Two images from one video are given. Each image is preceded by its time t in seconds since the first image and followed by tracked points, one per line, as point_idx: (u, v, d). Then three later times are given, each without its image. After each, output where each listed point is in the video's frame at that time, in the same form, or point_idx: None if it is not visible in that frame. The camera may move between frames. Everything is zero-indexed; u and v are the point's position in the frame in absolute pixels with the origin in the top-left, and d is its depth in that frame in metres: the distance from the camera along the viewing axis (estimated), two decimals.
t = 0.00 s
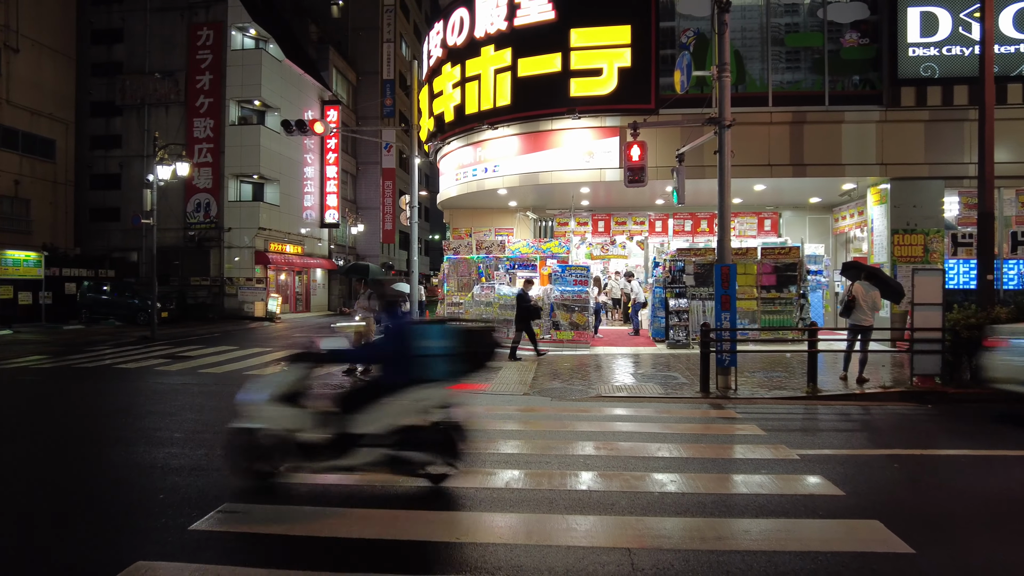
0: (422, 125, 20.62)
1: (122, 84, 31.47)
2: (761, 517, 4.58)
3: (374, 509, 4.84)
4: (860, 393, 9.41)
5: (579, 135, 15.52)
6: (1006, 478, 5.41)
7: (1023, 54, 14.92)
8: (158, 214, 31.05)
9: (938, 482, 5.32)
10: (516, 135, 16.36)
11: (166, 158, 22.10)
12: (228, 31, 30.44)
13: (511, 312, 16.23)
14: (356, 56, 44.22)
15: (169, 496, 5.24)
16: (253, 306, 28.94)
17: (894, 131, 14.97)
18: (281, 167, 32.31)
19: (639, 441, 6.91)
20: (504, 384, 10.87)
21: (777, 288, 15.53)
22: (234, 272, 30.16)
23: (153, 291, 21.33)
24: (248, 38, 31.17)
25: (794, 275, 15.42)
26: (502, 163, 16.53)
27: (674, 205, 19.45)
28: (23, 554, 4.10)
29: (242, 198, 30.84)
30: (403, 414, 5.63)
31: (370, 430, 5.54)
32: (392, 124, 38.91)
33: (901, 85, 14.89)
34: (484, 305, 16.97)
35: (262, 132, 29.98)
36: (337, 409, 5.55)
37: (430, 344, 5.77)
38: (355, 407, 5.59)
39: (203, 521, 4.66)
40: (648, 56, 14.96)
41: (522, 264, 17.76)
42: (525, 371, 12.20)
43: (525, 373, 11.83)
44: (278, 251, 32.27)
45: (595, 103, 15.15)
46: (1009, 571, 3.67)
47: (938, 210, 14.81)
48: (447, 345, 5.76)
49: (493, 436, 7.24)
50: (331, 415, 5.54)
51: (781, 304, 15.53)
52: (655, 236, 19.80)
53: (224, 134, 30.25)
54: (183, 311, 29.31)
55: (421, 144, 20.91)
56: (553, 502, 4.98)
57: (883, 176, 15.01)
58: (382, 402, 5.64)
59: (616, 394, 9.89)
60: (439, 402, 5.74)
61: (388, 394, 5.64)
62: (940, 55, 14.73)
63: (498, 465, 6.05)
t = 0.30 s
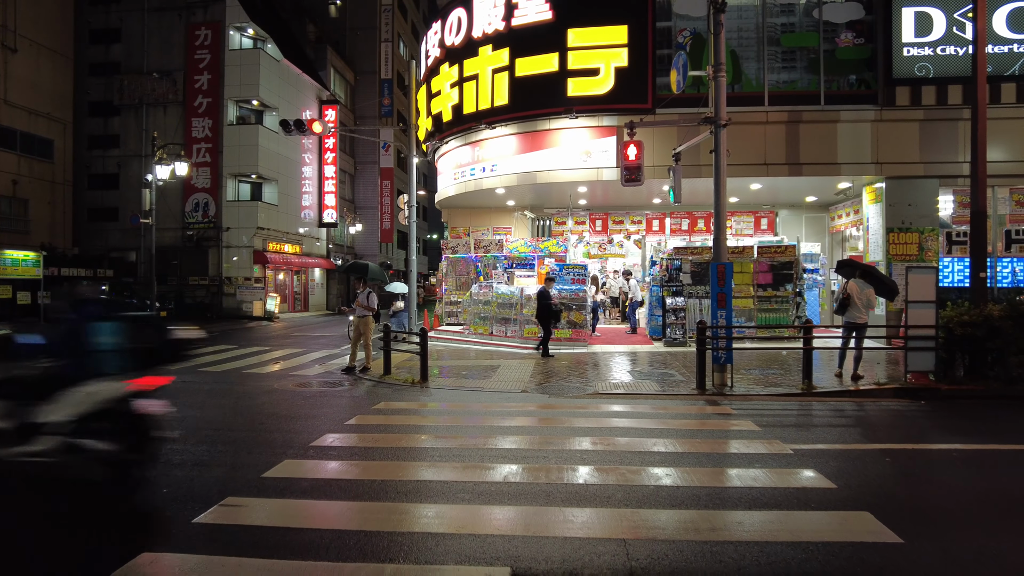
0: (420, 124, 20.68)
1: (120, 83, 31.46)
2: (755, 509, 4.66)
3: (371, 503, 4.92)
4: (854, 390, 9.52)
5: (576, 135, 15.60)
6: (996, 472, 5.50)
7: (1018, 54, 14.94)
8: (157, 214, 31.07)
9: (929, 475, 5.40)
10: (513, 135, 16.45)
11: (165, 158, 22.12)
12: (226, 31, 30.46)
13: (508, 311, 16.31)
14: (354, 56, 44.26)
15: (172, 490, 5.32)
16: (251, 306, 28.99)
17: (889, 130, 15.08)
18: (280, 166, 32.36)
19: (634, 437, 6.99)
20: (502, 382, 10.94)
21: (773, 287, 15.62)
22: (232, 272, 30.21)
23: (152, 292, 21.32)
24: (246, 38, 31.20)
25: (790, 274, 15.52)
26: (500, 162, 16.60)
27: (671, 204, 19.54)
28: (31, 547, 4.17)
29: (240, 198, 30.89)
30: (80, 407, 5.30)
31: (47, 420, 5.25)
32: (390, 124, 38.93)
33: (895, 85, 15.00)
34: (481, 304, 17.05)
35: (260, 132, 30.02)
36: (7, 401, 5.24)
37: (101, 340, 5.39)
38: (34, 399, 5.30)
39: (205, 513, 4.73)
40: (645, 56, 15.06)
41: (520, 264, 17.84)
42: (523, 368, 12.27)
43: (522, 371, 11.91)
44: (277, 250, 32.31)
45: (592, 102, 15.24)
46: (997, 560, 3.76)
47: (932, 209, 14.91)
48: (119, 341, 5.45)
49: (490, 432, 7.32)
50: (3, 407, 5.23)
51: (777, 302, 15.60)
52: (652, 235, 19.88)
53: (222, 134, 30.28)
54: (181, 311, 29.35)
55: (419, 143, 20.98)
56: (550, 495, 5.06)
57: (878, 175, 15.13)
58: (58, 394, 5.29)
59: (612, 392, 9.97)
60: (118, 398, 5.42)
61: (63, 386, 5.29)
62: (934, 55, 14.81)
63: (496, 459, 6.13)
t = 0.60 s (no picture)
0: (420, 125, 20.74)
1: (119, 84, 31.48)
2: (752, 506, 4.73)
3: (373, 500, 5.00)
4: (851, 390, 9.60)
5: (575, 135, 15.65)
6: (990, 470, 5.58)
7: (1014, 54, 15.05)
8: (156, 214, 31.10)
9: (923, 473, 5.48)
10: (512, 136, 16.51)
11: (165, 158, 22.15)
12: (226, 31, 30.51)
13: (508, 311, 16.38)
14: (353, 56, 44.33)
15: (178, 488, 5.38)
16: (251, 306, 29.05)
17: (887, 131, 15.16)
18: (279, 167, 32.41)
19: (633, 436, 7.06)
20: (501, 382, 11.02)
21: (771, 287, 15.69)
22: (232, 272, 30.26)
23: (153, 292, 21.36)
24: (245, 39, 31.26)
25: (788, 274, 15.57)
26: (499, 163, 16.65)
27: (670, 204, 19.60)
28: (40, 545, 4.24)
29: (240, 198, 30.93)
30: None
31: None
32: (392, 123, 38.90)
33: (892, 86, 15.09)
34: (481, 304, 17.12)
35: (260, 132, 30.07)
36: None
37: None
38: None
39: (210, 511, 4.80)
40: (644, 57, 15.14)
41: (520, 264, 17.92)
42: (523, 369, 12.35)
43: (522, 371, 11.99)
44: (276, 250, 32.35)
45: (591, 103, 15.31)
46: (986, 556, 3.84)
47: (929, 209, 14.99)
48: None
49: (490, 431, 7.40)
50: None
51: (775, 302, 15.68)
52: (651, 235, 19.95)
53: (222, 134, 30.33)
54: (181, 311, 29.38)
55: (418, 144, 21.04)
56: (551, 492, 5.13)
57: (875, 176, 15.20)
58: None
59: (611, 391, 10.04)
60: None
61: None
62: (930, 56, 14.86)
63: (495, 457, 6.21)
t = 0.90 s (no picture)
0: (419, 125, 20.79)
1: (118, 83, 31.46)
2: (751, 504, 4.80)
3: (376, 498, 5.05)
4: (847, 389, 9.67)
5: (573, 136, 15.70)
6: (985, 468, 5.66)
7: (1009, 56, 15.23)
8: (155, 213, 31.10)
9: (918, 472, 5.56)
10: (511, 136, 16.56)
11: (164, 158, 22.12)
12: (224, 31, 30.51)
13: (507, 311, 16.43)
14: (351, 55, 44.35)
15: (182, 487, 5.42)
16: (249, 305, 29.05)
17: (884, 132, 15.25)
18: (277, 166, 32.44)
19: (632, 435, 7.13)
20: (501, 381, 11.09)
21: (768, 287, 15.76)
22: (230, 271, 30.27)
23: (152, 292, 21.33)
24: (243, 38, 31.26)
25: (785, 274, 15.65)
26: (498, 163, 16.69)
27: (667, 205, 19.67)
28: (49, 543, 4.29)
29: (238, 198, 30.95)
30: None
31: None
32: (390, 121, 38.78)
33: (889, 87, 15.15)
34: (480, 303, 17.19)
35: (258, 132, 30.08)
36: None
37: None
38: None
39: (215, 510, 4.85)
40: (643, 58, 15.21)
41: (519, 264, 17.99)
42: (522, 368, 12.42)
43: (521, 371, 12.05)
44: (274, 249, 32.35)
45: (590, 104, 15.37)
46: (981, 551, 3.92)
47: (925, 210, 15.08)
48: None
49: (491, 431, 7.46)
50: None
51: (772, 302, 15.75)
52: (649, 235, 20.04)
53: (220, 133, 30.34)
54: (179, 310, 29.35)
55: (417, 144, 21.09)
56: (552, 491, 5.20)
57: (873, 176, 15.27)
58: None
59: (610, 391, 10.10)
60: None
61: None
62: (927, 58, 14.99)
63: (496, 456, 6.27)
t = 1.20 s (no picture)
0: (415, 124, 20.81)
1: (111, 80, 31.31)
2: (749, 500, 4.86)
3: (377, 494, 5.09)
4: (842, 387, 9.77)
5: (570, 136, 15.77)
6: (978, 465, 5.75)
7: (1000, 59, 15.40)
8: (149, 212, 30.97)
9: (912, 468, 5.64)
10: (508, 136, 16.60)
11: (158, 156, 22.02)
12: (218, 29, 30.41)
13: (502, 310, 16.47)
14: (346, 54, 44.29)
15: (183, 484, 5.44)
16: (243, 304, 28.97)
17: (877, 133, 15.37)
18: (272, 164, 32.38)
19: (629, 432, 7.20)
20: (498, 379, 11.15)
21: (763, 287, 15.88)
22: (224, 270, 30.17)
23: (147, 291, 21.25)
24: (238, 36, 31.18)
25: (780, 273, 15.77)
26: (495, 163, 16.72)
27: (663, 204, 19.75)
28: (52, 541, 4.30)
29: (233, 196, 30.85)
30: None
31: None
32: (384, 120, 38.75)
33: (883, 89, 15.26)
34: (476, 302, 17.23)
35: (253, 130, 30.00)
36: None
37: None
38: None
39: (217, 507, 4.87)
40: (639, 58, 15.28)
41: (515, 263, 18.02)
42: (519, 367, 12.48)
43: (518, 369, 12.11)
44: (268, 248, 32.28)
45: (586, 104, 15.44)
46: (975, 545, 4.00)
47: (918, 210, 15.23)
48: None
49: (489, 428, 7.51)
50: None
51: (767, 301, 15.86)
52: (644, 235, 20.15)
53: (214, 132, 30.22)
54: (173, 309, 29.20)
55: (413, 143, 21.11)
56: (552, 487, 5.25)
57: (866, 177, 15.38)
58: None
59: (607, 389, 10.17)
60: None
61: None
62: (920, 60, 15.19)
63: (495, 453, 6.32)
